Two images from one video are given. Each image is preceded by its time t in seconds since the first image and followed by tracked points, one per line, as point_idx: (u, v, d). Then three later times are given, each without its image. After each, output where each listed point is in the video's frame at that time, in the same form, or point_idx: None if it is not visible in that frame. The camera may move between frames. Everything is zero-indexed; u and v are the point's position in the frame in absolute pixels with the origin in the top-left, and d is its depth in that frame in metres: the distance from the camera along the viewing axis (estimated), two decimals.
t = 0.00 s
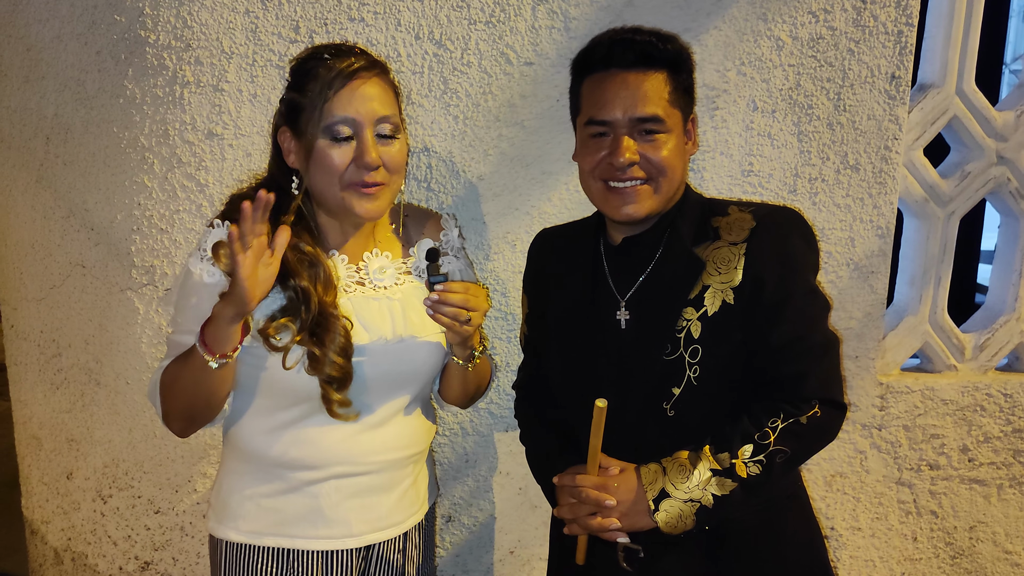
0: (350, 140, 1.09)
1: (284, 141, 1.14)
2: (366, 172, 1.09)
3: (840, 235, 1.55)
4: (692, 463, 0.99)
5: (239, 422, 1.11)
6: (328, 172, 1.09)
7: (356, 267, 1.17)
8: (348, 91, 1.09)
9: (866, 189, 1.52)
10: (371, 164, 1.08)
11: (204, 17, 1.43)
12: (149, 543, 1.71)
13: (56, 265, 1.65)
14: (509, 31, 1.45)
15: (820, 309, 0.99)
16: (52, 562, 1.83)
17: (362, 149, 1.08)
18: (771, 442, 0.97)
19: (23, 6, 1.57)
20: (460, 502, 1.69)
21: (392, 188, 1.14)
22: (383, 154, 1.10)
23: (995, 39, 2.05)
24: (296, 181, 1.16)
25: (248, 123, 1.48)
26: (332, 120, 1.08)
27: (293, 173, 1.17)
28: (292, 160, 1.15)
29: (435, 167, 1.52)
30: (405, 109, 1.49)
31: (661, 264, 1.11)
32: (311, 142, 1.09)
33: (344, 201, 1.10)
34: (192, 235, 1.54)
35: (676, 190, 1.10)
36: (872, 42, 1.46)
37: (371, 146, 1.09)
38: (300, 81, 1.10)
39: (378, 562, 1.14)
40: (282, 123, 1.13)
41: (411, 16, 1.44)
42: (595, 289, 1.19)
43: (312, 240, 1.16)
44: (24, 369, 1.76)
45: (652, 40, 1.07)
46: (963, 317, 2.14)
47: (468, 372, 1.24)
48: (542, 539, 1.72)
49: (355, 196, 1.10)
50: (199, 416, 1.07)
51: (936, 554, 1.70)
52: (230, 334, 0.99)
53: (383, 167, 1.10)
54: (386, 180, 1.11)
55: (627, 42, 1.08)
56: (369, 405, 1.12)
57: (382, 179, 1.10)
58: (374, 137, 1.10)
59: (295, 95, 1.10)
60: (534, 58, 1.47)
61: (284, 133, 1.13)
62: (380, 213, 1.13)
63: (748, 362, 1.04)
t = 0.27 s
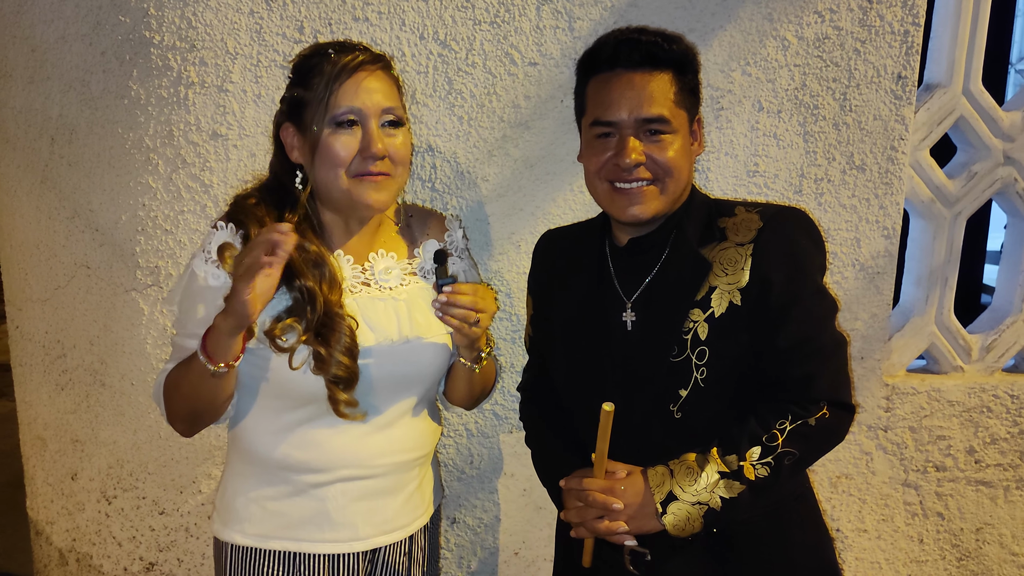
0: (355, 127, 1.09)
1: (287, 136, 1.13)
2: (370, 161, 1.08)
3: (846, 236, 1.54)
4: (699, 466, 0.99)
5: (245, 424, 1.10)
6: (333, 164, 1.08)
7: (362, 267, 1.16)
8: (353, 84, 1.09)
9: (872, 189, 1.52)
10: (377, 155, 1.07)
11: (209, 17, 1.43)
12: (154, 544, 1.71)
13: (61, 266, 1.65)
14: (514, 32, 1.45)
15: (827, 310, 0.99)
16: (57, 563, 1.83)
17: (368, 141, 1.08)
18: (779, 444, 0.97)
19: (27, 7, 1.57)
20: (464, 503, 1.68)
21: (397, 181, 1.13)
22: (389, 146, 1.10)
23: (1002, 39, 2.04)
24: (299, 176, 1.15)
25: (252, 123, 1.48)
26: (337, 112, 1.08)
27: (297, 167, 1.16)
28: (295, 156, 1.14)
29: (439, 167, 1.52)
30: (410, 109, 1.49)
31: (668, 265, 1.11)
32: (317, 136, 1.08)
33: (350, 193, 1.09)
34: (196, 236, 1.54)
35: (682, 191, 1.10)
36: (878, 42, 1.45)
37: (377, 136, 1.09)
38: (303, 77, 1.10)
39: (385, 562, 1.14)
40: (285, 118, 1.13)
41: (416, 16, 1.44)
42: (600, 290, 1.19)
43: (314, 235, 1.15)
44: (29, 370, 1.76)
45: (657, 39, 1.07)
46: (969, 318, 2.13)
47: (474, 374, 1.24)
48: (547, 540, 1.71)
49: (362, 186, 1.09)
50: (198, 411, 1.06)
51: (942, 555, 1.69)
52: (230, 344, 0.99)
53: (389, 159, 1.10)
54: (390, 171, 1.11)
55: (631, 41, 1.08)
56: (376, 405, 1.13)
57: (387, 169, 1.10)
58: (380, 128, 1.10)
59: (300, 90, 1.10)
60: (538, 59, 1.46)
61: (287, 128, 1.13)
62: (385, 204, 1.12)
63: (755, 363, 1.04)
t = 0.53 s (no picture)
0: (361, 129, 1.09)
1: (291, 135, 1.13)
2: (374, 162, 1.08)
3: (851, 237, 1.54)
4: (704, 468, 0.99)
5: (249, 425, 1.11)
6: (338, 164, 1.08)
7: (364, 268, 1.16)
8: (358, 83, 1.09)
9: (877, 191, 1.51)
10: (382, 155, 1.08)
11: (214, 19, 1.43)
12: (159, 545, 1.72)
13: (67, 267, 1.66)
14: (518, 33, 1.45)
15: (832, 313, 0.99)
16: (63, 563, 1.84)
17: (373, 140, 1.08)
18: (783, 447, 0.97)
19: (33, 9, 1.57)
20: (469, 504, 1.69)
21: (399, 182, 1.14)
22: (393, 146, 1.10)
23: (1007, 40, 2.04)
24: (301, 176, 1.15)
25: (257, 125, 1.49)
26: (342, 112, 1.09)
27: (299, 166, 1.16)
28: (297, 154, 1.14)
29: (444, 169, 1.52)
30: (414, 111, 1.49)
31: (672, 268, 1.11)
32: (322, 135, 1.09)
33: (353, 193, 1.10)
34: (202, 237, 1.55)
35: (683, 192, 1.10)
36: (883, 43, 1.45)
37: (381, 136, 1.09)
38: (308, 76, 1.11)
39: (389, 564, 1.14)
40: (289, 117, 1.13)
41: (421, 18, 1.44)
42: (605, 292, 1.19)
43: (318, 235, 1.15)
44: (35, 371, 1.77)
45: (661, 42, 1.07)
46: (974, 319, 2.13)
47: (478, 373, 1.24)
48: (551, 542, 1.71)
49: (365, 186, 1.09)
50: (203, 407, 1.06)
51: (948, 557, 1.69)
52: (246, 333, 0.99)
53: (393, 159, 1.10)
54: (393, 172, 1.11)
55: (633, 42, 1.08)
56: (377, 404, 1.12)
57: (390, 170, 1.10)
58: (384, 127, 1.10)
59: (305, 90, 1.10)
60: (542, 60, 1.47)
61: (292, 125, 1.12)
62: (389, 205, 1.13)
63: (758, 367, 1.04)
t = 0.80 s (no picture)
0: (344, 132, 1.09)
1: (282, 142, 1.13)
2: (361, 163, 1.09)
3: (854, 238, 1.54)
4: (704, 468, 0.99)
5: (253, 425, 1.12)
6: (325, 169, 1.09)
7: (364, 267, 1.16)
8: (341, 87, 1.09)
9: (880, 192, 1.51)
10: (366, 158, 1.08)
11: (219, 21, 1.43)
12: (164, 545, 1.72)
13: (72, 269, 1.66)
14: (522, 35, 1.45)
15: (831, 314, 0.99)
16: (68, 564, 1.85)
17: (356, 142, 1.09)
18: (783, 448, 0.97)
19: (38, 11, 1.58)
20: (472, 505, 1.69)
21: (392, 181, 1.14)
22: (379, 147, 1.10)
23: (1011, 41, 2.04)
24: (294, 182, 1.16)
25: (261, 127, 1.49)
26: (326, 116, 1.09)
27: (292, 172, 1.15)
28: (291, 162, 1.13)
29: (447, 170, 1.53)
30: (418, 112, 1.49)
31: (672, 269, 1.10)
32: (307, 141, 1.09)
33: (343, 197, 1.10)
34: (206, 238, 1.55)
35: (684, 196, 1.10)
36: (886, 44, 1.45)
37: (365, 138, 1.09)
38: (295, 83, 1.10)
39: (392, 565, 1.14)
40: (280, 124, 1.12)
41: (424, 20, 1.44)
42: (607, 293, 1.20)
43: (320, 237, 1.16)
44: (40, 371, 1.77)
45: (662, 44, 1.07)
46: (978, 320, 2.12)
47: (484, 372, 1.24)
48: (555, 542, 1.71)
49: (355, 190, 1.10)
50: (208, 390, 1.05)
51: (952, 558, 1.69)
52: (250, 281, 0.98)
53: (380, 160, 1.10)
54: (383, 172, 1.12)
55: (632, 45, 1.08)
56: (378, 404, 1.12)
57: (379, 170, 1.11)
58: (368, 129, 1.10)
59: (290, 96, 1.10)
60: (546, 61, 1.47)
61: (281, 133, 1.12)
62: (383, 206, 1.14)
63: (759, 366, 1.04)
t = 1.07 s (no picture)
0: (340, 121, 1.09)
1: (281, 140, 1.15)
2: (357, 151, 1.08)
3: (854, 238, 1.54)
4: (701, 466, 0.99)
5: (257, 423, 1.12)
6: (323, 159, 1.09)
7: (365, 262, 1.17)
8: (336, 80, 1.10)
9: (881, 191, 1.51)
10: (364, 145, 1.08)
11: (221, 22, 1.44)
12: (166, 544, 1.73)
13: (74, 269, 1.67)
14: (523, 35, 1.46)
15: (829, 313, 1.00)
16: (70, 563, 1.85)
17: (354, 130, 1.09)
18: (779, 446, 0.97)
19: (41, 12, 1.58)
20: (474, 504, 1.69)
21: (390, 171, 1.14)
22: (376, 135, 1.10)
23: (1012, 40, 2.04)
24: (293, 177, 1.17)
25: (263, 127, 1.49)
26: (322, 108, 1.10)
27: (292, 168, 1.17)
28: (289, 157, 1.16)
29: (449, 170, 1.53)
30: (419, 112, 1.50)
31: (671, 268, 1.11)
32: (305, 134, 1.10)
33: (342, 185, 1.10)
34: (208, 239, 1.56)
35: (677, 199, 1.09)
36: (887, 44, 1.45)
37: (361, 125, 1.09)
38: (290, 82, 1.13)
39: (396, 563, 1.14)
40: (279, 122, 1.15)
41: (426, 20, 1.45)
42: (608, 292, 1.18)
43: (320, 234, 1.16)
44: (43, 371, 1.78)
45: (660, 45, 1.06)
46: (980, 320, 2.13)
47: (496, 367, 1.24)
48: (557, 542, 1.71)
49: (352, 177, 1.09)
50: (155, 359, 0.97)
51: (953, 558, 1.69)
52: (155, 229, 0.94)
53: (377, 148, 1.10)
54: (379, 162, 1.10)
55: (632, 45, 1.08)
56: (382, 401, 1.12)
57: (376, 160, 1.10)
58: (365, 117, 1.11)
59: (287, 95, 1.12)
60: (547, 62, 1.47)
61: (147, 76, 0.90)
62: (381, 197, 1.13)
63: (757, 365, 1.05)
